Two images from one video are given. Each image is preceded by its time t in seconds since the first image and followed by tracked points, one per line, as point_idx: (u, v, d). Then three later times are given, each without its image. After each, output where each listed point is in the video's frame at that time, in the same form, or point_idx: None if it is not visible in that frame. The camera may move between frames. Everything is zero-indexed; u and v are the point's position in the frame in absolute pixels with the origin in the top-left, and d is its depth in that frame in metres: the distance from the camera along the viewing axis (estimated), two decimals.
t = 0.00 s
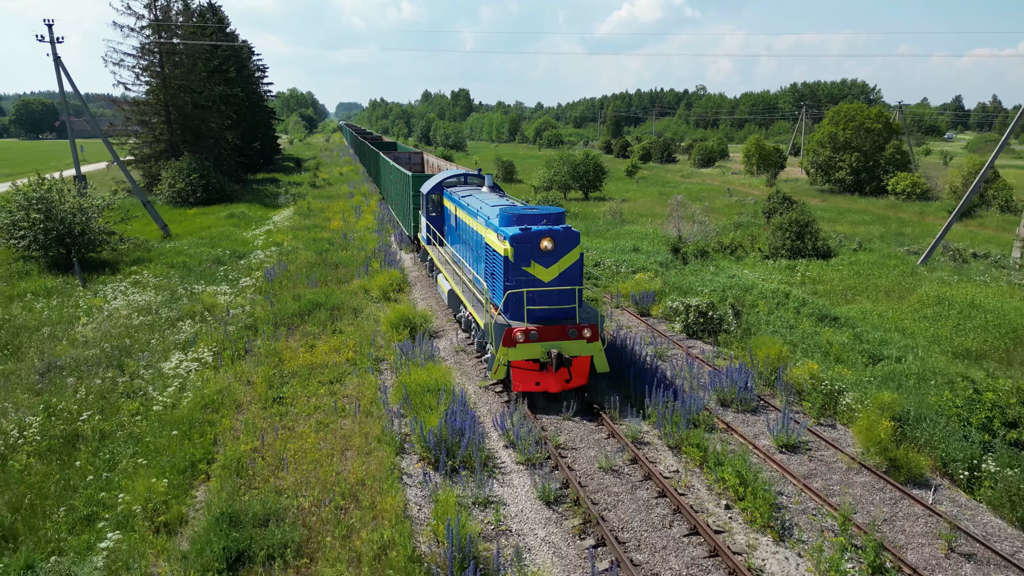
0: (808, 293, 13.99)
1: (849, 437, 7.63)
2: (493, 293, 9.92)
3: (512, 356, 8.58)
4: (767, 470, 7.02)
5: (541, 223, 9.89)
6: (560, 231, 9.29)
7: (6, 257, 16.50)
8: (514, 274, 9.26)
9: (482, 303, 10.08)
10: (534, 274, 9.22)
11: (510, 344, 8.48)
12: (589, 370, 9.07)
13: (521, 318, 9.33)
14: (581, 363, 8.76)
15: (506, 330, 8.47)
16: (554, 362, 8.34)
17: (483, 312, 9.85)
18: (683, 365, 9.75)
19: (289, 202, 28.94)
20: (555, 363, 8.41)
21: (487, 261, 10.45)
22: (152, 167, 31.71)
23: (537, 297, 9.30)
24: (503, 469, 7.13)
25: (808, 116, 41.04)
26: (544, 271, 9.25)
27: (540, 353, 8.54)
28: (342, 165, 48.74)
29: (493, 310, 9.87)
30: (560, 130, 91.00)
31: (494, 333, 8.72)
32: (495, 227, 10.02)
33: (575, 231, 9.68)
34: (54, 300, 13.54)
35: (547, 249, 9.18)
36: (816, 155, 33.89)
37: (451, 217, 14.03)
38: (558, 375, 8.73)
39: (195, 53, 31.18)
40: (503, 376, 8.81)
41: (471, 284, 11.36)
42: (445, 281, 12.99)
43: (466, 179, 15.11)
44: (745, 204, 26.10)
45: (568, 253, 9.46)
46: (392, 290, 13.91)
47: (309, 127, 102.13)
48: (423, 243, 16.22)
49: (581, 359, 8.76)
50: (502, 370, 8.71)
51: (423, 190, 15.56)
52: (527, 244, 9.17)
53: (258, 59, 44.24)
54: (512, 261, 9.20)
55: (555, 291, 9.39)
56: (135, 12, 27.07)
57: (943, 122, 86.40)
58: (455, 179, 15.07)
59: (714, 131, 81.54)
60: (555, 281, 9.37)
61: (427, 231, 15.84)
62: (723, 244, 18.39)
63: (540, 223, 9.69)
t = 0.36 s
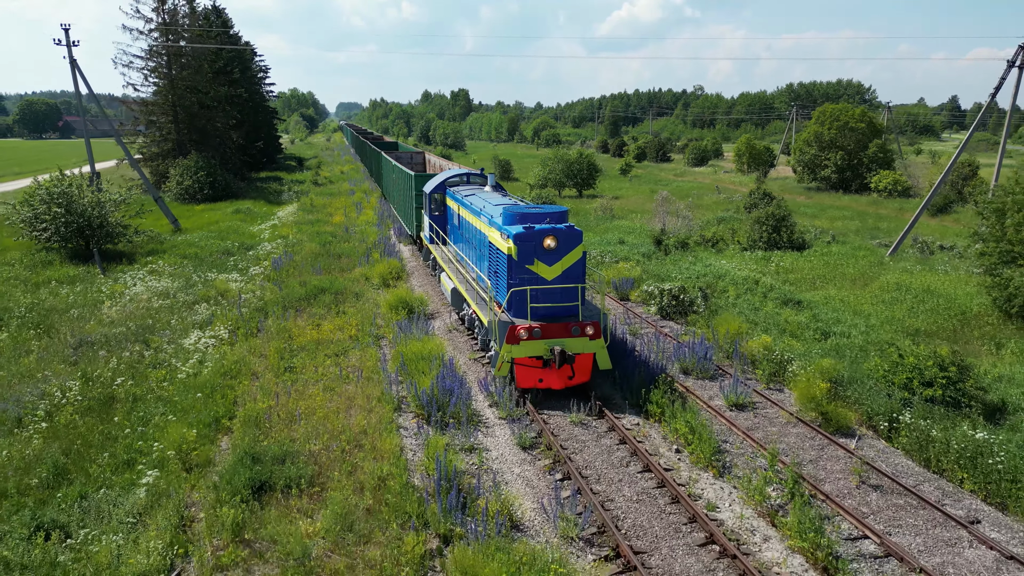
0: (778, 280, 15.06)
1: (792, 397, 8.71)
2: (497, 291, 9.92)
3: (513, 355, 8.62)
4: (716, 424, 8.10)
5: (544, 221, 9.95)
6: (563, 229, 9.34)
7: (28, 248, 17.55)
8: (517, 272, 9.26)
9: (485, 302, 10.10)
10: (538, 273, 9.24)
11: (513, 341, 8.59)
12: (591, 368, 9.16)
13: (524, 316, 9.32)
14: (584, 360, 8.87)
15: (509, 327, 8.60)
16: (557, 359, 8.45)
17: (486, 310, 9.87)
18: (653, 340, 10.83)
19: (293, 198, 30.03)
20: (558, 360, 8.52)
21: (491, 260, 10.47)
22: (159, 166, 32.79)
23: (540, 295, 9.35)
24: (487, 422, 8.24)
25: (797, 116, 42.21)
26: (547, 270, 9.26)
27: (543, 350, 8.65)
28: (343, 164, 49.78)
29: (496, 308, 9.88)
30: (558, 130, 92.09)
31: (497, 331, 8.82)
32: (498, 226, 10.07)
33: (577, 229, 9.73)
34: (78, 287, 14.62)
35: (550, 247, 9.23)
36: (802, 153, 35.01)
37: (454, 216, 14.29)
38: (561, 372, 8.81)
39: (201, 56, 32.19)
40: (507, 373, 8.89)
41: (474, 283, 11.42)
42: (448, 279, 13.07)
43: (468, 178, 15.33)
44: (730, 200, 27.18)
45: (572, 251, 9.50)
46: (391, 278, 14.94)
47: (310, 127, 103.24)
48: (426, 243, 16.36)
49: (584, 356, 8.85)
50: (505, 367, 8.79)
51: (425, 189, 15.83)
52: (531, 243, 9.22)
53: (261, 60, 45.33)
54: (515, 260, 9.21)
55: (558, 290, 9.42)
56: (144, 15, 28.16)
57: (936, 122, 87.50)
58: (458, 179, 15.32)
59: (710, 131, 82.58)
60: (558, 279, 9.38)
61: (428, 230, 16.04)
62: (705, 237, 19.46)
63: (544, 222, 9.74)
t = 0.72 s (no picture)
0: (751, 270, 16.15)
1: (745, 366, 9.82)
2: (500, 290, 10.18)
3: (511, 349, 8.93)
4: (677, 388, 9.20)
5: (547, 221, 10.13)
6: (565, 228, 9.53)
7: (48, 241, 18.59)
8: (520, 271, 9.55)
9: (489, 299, 10.33)
10: (540, 271, 9.47)
11: (517, 339, 8.88)
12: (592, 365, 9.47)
13: (527, 313, 9.57)
14: (586, 357, 9.18)
15: (513, 325, 8.89)
16: (560, 354, 8.74)
17: (489, 307, 10.12)
18: (628, 319, 11.92)
19: (296, 196, 31.12)
20: (561, 356, 8.82)
21: (494, 259, 10.74)
22: (166, 164, 33.86)
23: (542, 293, 9.54)
24: (473, 387, 9.35)
25: (788, 115, 43.27)
26: (549, 268, 9.48)
27: (546, 347, 8.93)
28: (344, 163, 50.74)
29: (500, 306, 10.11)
30: (556, 130, 93.19)
31: (501, 328, 9.07)
32: (502, 225, 10.30)
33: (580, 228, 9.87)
34: (98, 275, 15.71)
35: (553, 246, 9.40)
36: (790, 152, 36.13)
37: (457, 216, 14.66)
38: (564, 369, 9.09)
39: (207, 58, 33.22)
40: (510, 370, 9.14)
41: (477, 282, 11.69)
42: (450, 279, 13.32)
43: (470, 178, 16.12)
44: (717, 197, 28.29)
45: (574, 250, 9.66)
46: (391, 267, 16.01)
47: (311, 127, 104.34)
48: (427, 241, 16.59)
49: (586, 353, 9.17)
50: (509, 364, 9.06)
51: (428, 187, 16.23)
52: (533, 241, 9.45)
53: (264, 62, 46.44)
54: (518, 258, 9.44)
55: (560, 288, 9.62)
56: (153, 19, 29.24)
57: (931, 122, 88.51)
58: (461, 178, 16.03)
59: (706, 131, 83.67)
60: (560, 277, 9.59)
61: (431, 230, 16.40)
62: (688, 231, 20.57)
63: (546, 221, 9.98)
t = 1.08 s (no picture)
0: (729, 261, 17.20)
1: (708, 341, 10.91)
2: (503, 288, 10.42)
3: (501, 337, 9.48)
4: (646, 361, 10.27)
5: (549, 220, 10.40)
6: (568, 228, 9.80)
7: (66, 234, 19.64)
8: (523, 270, 9.84)
9: (492, 298, 10.57)
10: (543, 270, 9.76)
11: (520, 337, 8.94)
12: (595, 363, 9.58)
13: (530, 311, 9.89)
14: (587, 355, 9.29)
15: (517, 323, 8.96)
16: (563, 353, 8.85)
17: (493, 305, 10.28)
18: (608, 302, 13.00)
19: (298, 193, 32.24)
20: (563, 355, 8.93)
21: (497, 257, 10.95)
22: (173, 163, 34.94)
23: (545, 292, 9.86)
24: (463, 359, 10.42)
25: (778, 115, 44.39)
26: (552, 267, 9.79)
27: (549, 346, 9.02)
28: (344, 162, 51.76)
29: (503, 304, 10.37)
30: (555, 130, 94.34)
31: (505, 326, 9.14)
32: (505, 225, 10.54)
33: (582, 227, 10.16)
34: (116, 265, 16.78)
35: (556, 245, 9.67)
36: (778, 151, 37.25)
37: (459, 215, 14.81)
38: (566, 367, 9.20)
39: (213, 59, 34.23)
40: (513, 367, 9.26)
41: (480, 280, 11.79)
42: (452, 277, 13.39)
43: (473, 178, 16.32)
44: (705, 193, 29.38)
45: (576, 249, 9.96)
46: (390, 258, 17.05)
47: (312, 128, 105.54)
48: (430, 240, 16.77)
49: (588, 351, 9.27)
50: (512, 361, 9.19)
51: (430, 188, 16.45)
52: (537, 241, 9.72)
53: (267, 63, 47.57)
54: (522, 257, 9.72)
55: (562, 287, 9.94)
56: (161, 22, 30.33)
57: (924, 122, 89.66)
58: (463, 177, 16.23)
59: (702, 131, 84.81)
60: (563, 276, 9.92)
61: (433, 230, 16.58)
62: (673, 225, 21.63)
63: (549, 220, 10.24)
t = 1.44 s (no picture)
0: (708, 252, 18.25)
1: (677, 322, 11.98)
2: (506, 287, 10.31)
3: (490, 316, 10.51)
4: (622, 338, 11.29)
5: (552, 218, 10.28)
6: (571, 226, 9.68)
7: (82, 228, 20.69)
8: (526, 268, 9.67)
9: (495, 297, 10.46)
10: (546, 268, 9.60)
11: (523, 334, 8.95)
12: (598, 360, 9.61)
13: (533, 309, 9.77)
14: (590, 352, 9.31)
15: (519, 321, 8.94)
16: (566, 350, 8.85)
17: (496, 304, 10.26)
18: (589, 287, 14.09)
19: (301, 190, 33.33)
20: (566, 352, 8.95)
21: (500, 256, 10.84)
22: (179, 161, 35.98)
23: (548, 290, 9.72)
24: (454, 336, 11.55)
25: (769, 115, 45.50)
26: (555, 265, 9.63)
27: (552, 343, 9.03)
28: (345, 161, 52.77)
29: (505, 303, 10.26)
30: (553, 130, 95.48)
31: (507, 324, 9.12)
32: (507, 223, 10.38)
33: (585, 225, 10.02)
34: (131, 256, 17.81)
35: (559, 243, 9.54)
36: (767, 150, 38.35)
37: (462, 214, 14.91)
38: (569, 364, 9.24)
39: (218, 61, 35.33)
40: (516, 365, 9.28)
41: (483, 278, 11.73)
42: (456, 274, 13.40)
43: (475, 177, 16.32)
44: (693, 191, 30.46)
45: (579, 247, 9.83)
46: (389, 249, 18.09)
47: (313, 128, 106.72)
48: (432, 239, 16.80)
49: (591, 348, 9.31)
50: (515, 358, 9.19)
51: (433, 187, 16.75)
52: (539, 239, 9.58)
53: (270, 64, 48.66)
54: (524, 256, 9.58)
55: (565, 285, 9.80)
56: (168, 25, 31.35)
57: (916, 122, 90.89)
58: (465, 177, 16.22)
59: (698, 131, 85.92)
60: (566, 274, 9.78)
61: (436, 228, 16.69)
62: (660, 221, 22.69)
63: (551, 218, 10.08)
